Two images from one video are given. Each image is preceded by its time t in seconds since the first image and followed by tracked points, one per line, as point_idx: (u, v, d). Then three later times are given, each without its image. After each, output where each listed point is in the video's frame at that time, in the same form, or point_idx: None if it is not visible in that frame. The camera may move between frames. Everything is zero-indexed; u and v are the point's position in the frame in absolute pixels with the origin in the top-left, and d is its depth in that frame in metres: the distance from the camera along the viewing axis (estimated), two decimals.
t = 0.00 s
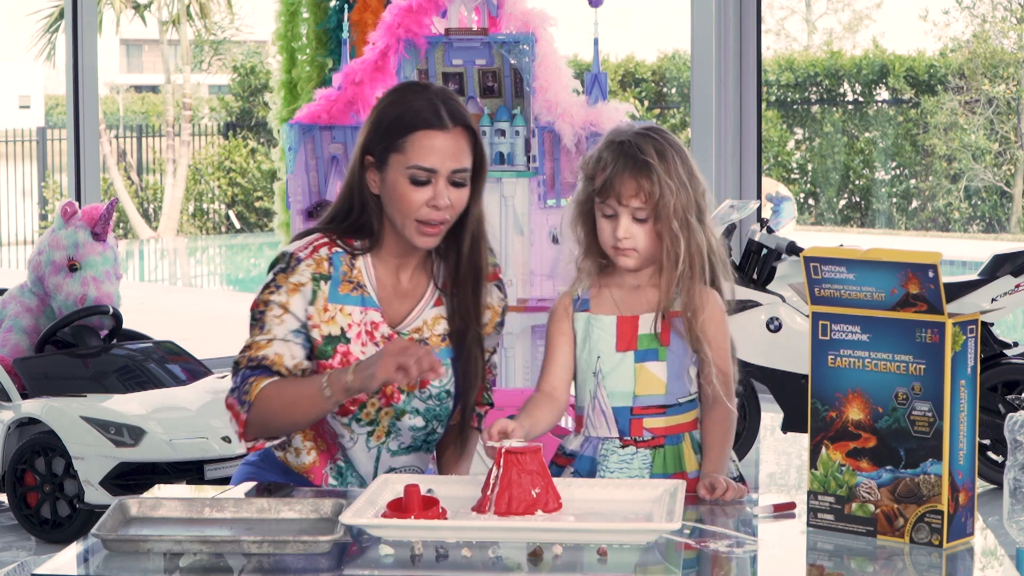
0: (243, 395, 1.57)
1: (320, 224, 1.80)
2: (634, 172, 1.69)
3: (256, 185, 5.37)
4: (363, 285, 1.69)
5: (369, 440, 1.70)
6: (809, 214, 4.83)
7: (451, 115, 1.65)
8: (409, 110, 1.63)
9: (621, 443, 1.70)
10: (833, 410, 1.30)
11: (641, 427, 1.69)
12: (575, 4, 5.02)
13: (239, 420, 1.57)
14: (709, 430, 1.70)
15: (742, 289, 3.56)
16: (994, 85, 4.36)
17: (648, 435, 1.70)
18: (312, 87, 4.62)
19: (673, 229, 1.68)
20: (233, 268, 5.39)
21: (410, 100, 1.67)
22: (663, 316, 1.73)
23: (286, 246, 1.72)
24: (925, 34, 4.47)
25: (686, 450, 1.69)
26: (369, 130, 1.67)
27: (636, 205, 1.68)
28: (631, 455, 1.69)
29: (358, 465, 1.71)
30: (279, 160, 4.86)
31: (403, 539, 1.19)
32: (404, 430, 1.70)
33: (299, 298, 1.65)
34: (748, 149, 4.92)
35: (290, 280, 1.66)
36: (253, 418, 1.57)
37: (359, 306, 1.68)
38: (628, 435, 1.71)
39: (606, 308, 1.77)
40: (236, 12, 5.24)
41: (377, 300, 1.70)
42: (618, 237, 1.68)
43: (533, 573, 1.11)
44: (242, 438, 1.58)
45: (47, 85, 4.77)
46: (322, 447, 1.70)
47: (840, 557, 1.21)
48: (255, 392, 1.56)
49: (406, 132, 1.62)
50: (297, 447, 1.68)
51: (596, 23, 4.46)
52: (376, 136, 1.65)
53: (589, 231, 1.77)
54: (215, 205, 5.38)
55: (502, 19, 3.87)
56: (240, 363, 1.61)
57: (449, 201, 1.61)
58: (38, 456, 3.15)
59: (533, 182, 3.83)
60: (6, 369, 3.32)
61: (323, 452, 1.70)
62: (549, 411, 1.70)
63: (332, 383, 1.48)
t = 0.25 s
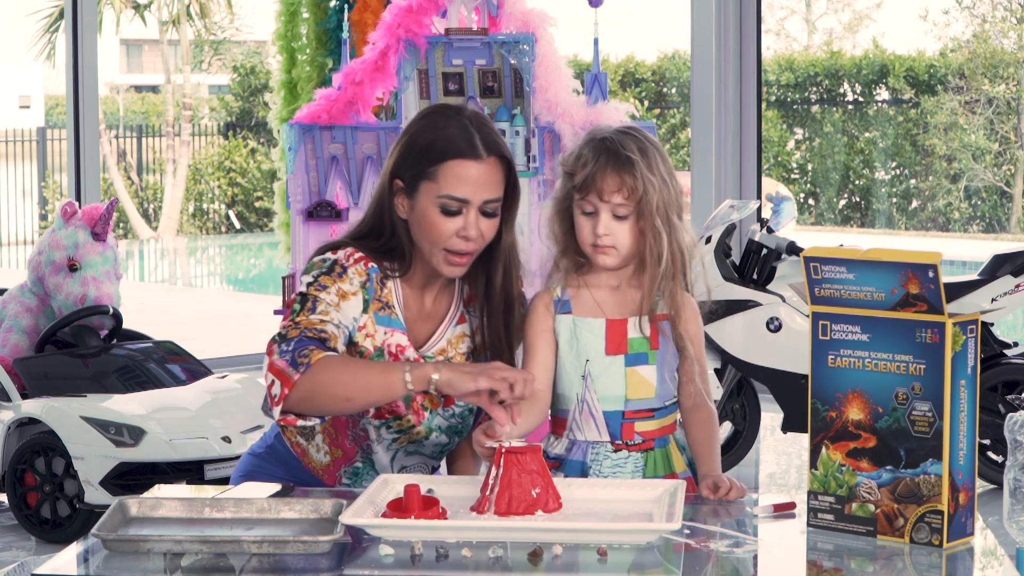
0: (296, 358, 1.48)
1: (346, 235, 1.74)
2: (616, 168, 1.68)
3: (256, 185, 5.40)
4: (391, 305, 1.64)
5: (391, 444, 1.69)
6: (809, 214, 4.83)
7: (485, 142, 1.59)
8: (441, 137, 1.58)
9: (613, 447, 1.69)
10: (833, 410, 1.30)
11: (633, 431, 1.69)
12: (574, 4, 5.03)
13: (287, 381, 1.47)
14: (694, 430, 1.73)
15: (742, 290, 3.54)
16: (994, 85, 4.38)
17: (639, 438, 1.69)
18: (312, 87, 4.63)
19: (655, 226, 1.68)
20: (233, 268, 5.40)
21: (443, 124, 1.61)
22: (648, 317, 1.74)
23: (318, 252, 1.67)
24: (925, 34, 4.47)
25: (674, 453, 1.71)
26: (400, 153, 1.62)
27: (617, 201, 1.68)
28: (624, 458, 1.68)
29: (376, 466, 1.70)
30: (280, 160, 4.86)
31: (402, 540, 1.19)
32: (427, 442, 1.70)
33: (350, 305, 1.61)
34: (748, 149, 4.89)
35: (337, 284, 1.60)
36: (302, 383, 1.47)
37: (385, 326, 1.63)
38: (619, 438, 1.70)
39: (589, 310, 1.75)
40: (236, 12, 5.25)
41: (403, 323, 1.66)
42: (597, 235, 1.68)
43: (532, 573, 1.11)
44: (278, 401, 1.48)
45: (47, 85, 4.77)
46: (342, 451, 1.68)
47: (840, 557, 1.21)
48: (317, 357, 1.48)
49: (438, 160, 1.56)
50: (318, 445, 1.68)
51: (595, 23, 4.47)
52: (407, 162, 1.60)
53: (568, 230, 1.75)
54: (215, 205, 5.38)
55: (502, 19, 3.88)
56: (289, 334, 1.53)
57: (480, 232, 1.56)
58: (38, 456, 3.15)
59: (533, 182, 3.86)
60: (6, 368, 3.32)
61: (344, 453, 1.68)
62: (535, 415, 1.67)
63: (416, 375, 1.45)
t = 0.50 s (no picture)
0: (314, 354, 1.49)
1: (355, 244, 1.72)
2: (602, 171, 1.67)
3: (256, 185, 5.40)
4: (399, 319, 1.62)
5: (396, 452, 1.70)
6: (809, 214, 4.83)
7: (497, 159, 1.54)
8: (453, 154, 1.54)
9: (588, 447, 1.70)
10: (833, 410, 1.30)
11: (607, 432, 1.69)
12: (574, 5, 5.04)
13: (303, 377, 1.48)
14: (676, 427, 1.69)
15: (742, 290, 3.54)
16: (994, 85, 4.37)
17: (614, 439, 1.70)
18: (312, 87, 4.63)
19: (642, 230, 1.68)
20: (233, 268, 5.41)
21: (455, 140, 1.58)
22: (630, 320, 1.74)
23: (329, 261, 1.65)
24: (925, 34, 4.47)
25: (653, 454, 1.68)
26: (410, 167, 1.59)
27: (605, 205, 1.67)
28: (600, 458, 1.69)
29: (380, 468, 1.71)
30: (279, 160, 4.86)
31: (403, 540, 1.19)
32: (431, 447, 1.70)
33: (360, 313, 1.59)
34: (748, 149, 4.89)
35: (350, 291, 1.59)
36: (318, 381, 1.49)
37: (396, 340, 1.62)
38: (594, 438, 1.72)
39: (573, 309, 1.76)
40: (236, 12, 5.25)
41: (410, 337, 1.64)
42: (585, 238, 1.68)
43: (532, 573, 1.11)
44: (292, 396, 1.49)
45: (47, 85, 4.76)
46: (346, 456, 1.67)
47: (840, 557, 1.21)
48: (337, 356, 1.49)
49: (449, 178, 1.52)
50: (320, 448, 1.68)
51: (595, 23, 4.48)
52: (419, 177, 1.56)
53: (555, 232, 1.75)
54: (215, 205, 5.38)
55: (502, 19, 3.88)
56: (303, 333, 1.52)
57: (491, 250, 1.53)
58: (38, 456, 3.15)
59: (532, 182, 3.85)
60: (6, 368, 3.32)
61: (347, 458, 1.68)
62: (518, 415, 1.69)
63: (439, 382, 1.46)
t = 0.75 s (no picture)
0: (323, 338, 1.49)
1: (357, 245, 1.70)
2: (593, 173, 1.71)
3: (256, 185, 5.40)
4: (402, 321, 1.62)
5: (398, 452, 1.70)
6: (809, 214, 4.83)
7: (498, 164, 1.54)
8: (455, 159, 1.53)
9: (569, 448, 1.67)
10: (833, 410, 1.30)
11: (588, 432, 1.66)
12: (574, 5, 5.04)
13: (310, 357, 1.48)
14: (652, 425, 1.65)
15: (742, 290, 3.54)
16: (994, 85, 4.37)
17: (595, 440, 1.66)
18: (312, 87, 4.63)
19: (631, 233, 1.70)
20: (233, 268, 5.41)
21: (457, 144, 1.58)
22: (613, 320, 1.73)
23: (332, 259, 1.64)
24: (925, 34, 4.47)
25: (636, 454, 1.65)
26: (411, 171, 1.58)
27: (594, 208, 1.70)
28: (581, 459, 1.66)
29: (381, 465, 1.71)
30: (279, 160, 4.86)
31: (402, 540, 1.19)
32: (431, 446, 1.70)
33: (366, 307, 1.57)
34: (748, 149, 4.89)
35: (356, 286, 1.57)
36: (324, 363, 1.48)
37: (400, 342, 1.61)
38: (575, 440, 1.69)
39: (559, 309, 1.77)
40: (236, 12, 5.25)
41: (411, 339, 1.64)
42: (575, 240, 1.71)
43: (532, 573, 1.11)
44: (298, 376, 1.48)
45: (47, 85, 4.76)
46: (348, 455, 1.67)
47: (840, 557, 1.21)
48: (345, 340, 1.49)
49: (450, 183, 1.52)
50: (322, 446, 1.68)
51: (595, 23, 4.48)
52: (420, 181, 1.56)
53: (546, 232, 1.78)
54: (215, 205, 5.38)
55: (502, 19, 3.88)
56: (309, 319, 1.52)
57: (491, 255, 1.52)
58: (38, 456, 3.15)
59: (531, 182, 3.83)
60: (6, 368, 3.32)
61: (348, 458, 1.68)
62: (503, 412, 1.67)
63: (448, 374, 1.47)
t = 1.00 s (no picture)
0: (327, 331, 1.50)
1: (357, 244, 1.70)
2: (587, 178, 1.69)
3: (256, 185, 5.40)
4: (403, 321, 1.62)
5: (398, 451, 1.70)
6: (809, 214, 4.83)
7: (497, 164, 1.54)
8: (453, 160, 1.53)
9: (567, 448, 1.68)
10: (833, 410, 1.30)
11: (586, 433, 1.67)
12: (574, 5, 5.04)
13: (313, 350, 1.49)
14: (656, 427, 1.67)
15: (742, 290, 3.54)
16: (994, 85, 4.38)
17: (594, 440, 1.67)
18: (312, 87, 4.63)
19: (628, 237, 1.70)
20: (233, 268, 5.41)
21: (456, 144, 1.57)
22: (612, 321, 1.74)
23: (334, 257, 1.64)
24: (925, 34, 4.47)
25: (635, 455, 1.65)
26: (410, 171, 1.58)
27: (590, 212, 1.70)
28: (579, 459, 1.66)
29: (381, 464, 1.71)
30: (279, 160, 4.86)
31: (403, 540, 1.19)
32: (431, 445, 1.70)
33: (368, 305, 1.58)
34: (748, 149, 4.89)
35: (358, 283, 1.58)
36: (327, 356, 1.49)
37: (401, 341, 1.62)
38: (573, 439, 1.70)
39: (556, 310, 1.77)
40: (236, 12, 5.25)
41: (411, 338, 1.64)
42: (571, 244, 1.70)
43: (532, 574, 1.11)
44: (300, 368, 1.49)
45: (47, 85, 4.75)
46: (348, 453, 1.68)
47: (840, 557, 1.21)
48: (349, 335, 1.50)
49: (449, 183, 1.52)
50: (323, 444, 1.68)
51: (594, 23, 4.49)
52: (419, 181, 1.56)
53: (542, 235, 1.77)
54: (215, 205, 5.38)
55: (502, 19, 3.88)
56: (312, 313, 1.52)
57: (491, 254, 1.52)
58: (38, 456, 3.14)
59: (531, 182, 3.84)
60: (6, 368, 3.32)
61: (348, 456, 1.68)
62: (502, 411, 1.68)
63: (452, 373, 1.46)
